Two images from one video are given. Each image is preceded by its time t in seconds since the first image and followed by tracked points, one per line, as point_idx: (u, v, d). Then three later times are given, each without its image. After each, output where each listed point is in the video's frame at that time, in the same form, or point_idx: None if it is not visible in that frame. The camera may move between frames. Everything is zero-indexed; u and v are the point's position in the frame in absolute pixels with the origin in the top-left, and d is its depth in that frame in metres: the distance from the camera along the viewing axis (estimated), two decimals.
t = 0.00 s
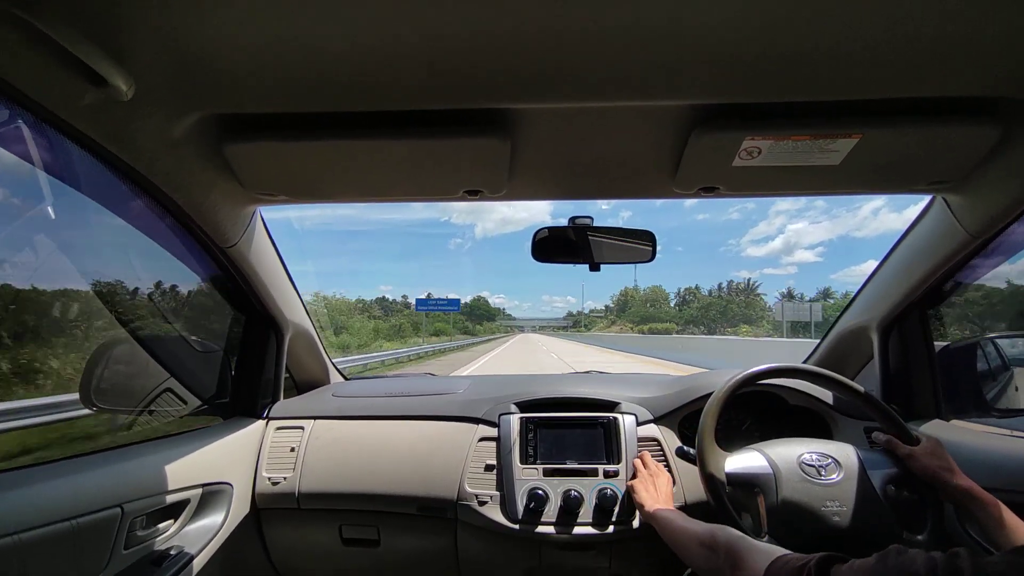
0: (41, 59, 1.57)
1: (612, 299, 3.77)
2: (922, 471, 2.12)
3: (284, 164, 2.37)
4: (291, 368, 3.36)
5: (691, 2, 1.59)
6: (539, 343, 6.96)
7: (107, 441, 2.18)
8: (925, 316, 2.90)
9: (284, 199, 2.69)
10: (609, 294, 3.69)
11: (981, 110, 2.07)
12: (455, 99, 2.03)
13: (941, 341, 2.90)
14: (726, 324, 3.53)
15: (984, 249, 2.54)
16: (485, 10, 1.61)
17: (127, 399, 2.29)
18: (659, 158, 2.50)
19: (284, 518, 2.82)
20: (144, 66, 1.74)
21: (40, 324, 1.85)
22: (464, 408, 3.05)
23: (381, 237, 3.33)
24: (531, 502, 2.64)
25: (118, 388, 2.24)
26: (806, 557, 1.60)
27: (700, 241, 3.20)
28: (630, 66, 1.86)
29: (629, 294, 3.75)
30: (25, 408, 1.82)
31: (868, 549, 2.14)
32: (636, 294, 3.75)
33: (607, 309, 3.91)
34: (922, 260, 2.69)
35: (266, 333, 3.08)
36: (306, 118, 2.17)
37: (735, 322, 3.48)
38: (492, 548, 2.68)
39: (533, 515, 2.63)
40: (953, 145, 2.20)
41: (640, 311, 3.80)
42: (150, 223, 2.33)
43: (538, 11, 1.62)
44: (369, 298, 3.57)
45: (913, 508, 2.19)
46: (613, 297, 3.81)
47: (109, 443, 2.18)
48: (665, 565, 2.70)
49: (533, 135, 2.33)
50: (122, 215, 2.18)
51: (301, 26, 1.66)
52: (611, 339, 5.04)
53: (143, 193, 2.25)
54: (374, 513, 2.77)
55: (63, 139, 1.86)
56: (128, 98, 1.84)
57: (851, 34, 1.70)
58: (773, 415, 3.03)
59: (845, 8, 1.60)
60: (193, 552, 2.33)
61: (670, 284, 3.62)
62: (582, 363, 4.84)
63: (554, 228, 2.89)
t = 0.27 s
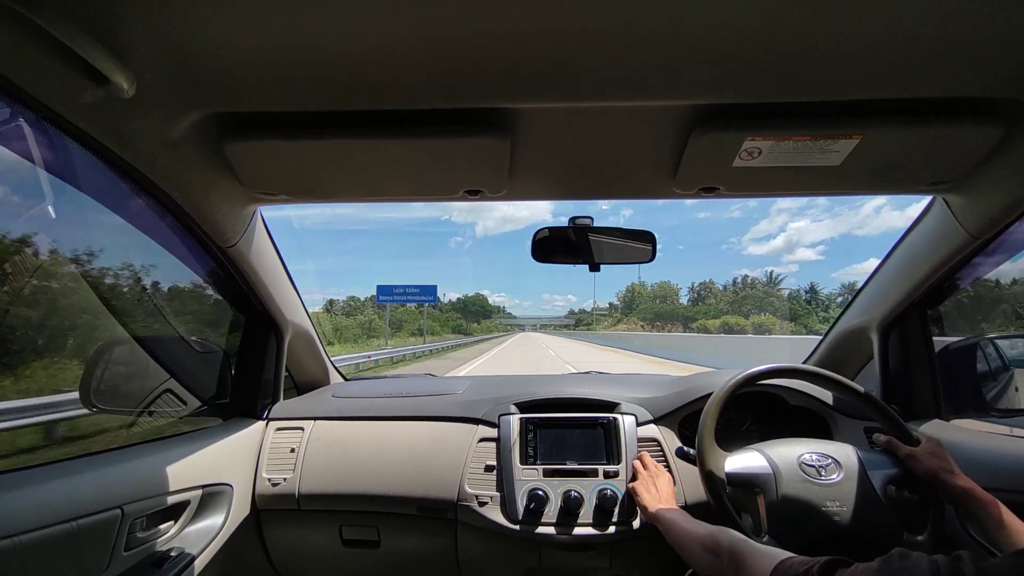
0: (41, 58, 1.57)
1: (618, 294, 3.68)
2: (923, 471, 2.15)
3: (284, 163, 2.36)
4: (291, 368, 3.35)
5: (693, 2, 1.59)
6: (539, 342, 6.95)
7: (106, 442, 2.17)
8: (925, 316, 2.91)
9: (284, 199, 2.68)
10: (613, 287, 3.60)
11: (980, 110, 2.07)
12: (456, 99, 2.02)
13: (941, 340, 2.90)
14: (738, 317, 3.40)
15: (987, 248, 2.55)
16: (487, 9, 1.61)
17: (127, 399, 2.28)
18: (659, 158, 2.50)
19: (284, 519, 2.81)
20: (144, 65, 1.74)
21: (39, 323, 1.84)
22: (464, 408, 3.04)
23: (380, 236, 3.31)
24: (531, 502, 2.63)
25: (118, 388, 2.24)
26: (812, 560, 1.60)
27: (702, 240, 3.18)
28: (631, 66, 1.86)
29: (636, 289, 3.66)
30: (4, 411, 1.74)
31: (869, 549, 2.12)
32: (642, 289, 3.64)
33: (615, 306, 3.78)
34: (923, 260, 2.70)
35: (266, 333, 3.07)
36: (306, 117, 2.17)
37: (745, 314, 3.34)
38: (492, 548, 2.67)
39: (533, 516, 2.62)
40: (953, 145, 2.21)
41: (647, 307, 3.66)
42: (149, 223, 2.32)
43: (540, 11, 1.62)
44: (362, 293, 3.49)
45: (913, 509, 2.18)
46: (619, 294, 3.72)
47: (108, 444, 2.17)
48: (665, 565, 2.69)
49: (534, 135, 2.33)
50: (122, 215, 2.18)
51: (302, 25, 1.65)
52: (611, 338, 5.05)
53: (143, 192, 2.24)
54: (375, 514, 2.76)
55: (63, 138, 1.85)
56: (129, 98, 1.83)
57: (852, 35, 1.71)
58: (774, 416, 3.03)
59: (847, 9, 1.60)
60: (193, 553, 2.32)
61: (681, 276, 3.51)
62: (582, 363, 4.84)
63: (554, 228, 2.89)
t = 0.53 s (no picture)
0: (43, 56, 1.56)
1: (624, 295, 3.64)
2: (925, 473, 2.16)
3: (286, 163, 2.36)
4: (292, 368, 3.35)
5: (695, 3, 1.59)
6: (539, 342, 6.96)
7: (106, 442, 2.16)
8: (926, 317, 2.91)
9: (285, 198, 2.68)
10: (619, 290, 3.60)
11: (982, 112, 2.07)
12: (458, 99, 2.02)
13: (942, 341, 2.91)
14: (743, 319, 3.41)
15: (988, 250, 2.54)
16: (489, 9, 1.61)
17: (128, 399, 2.28)
18: (660, 159, 2.50)
19: (284, 519, 2.81)
20: (146, 64, 1.73)
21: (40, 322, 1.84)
22: (464, 409, 3.04)
23: (379, 237, 3.27)
24: (531, 503, 2.63)
25: (119, 387, 2.23)
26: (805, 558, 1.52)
27: (703, 243, 3.20)
28: (633, 67, 1.86)
29: (644, 289, 3.64)
30: (12, 405, 1.76)
31: (870, 552, 2.11)
32: (651, 290, 3.65)
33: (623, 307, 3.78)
34: (924, 262, 2.70)
35: (266, 333, 3.07)
36: (308, 117, 2.16)
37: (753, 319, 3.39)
38: (493, 548, 2.67)
39: (533, 516, 2.62)
40: (954, 147, 2.20)
41: (654, 304, 3.70)
42: (150, 221, 2.32)
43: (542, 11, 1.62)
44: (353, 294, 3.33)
45: (914, 511, 2.18)
46: (626, 294, 3.71)
47: (108, 444, 2.16)
48: (665, 566, 2.70)
49: (535, 136, 2.33)
50: (123, 214, 2.17)
51: (304, 25, 1.65)
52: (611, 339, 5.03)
53: (144, 191, 2.24)
54: (375, 514, 2.76)
55: (64, 137, 1.85)
56: (130, 96, 1.83)
57: (855, 36, 1.70)
58: (774, 416, 3.03)
59: (849, 10, 1.60)
60: (193, 554, 2.32)
61: (695, 279, 3.52)
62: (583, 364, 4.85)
63: (555, 229, 2.89)
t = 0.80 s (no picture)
0: (41, 53, 1.55)
1: (628, 290, 3.59)
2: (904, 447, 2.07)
3: (284, 162, 2.35)
4: (290, 366, 3.35)
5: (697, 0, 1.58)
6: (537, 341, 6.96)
7: (104, 442, 2.15)
8: (925, 315, 2.92)
9: (283, 196, 2.67)
10: (621, 284, 3.51)
11: (982, 110, 2.07)
12: (458, 97, 2.02)
13: (939, 336, 2.91)
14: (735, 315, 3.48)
15: (986, 247, 2.54)
16: (490, 7, 1.60)
17: (126, 399, 2.27)
18: (660, 157, 2.50)
19: (284, 518, 2.81)
20: (144, 61, 1.72)
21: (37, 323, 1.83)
22: (463, 407, 3.04)
23: (377, 235, 3.27)
24: (531, 501, 2.63)
25: (117, 387, 2.22)
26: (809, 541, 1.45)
27: (699, 239, 3.18)
28: (634, 65, 1.86)
29: (649, 283, 3.55)
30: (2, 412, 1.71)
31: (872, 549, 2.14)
32: (657, 283, 3.57)
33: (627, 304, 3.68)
34: (922, 259, 2.70)
35: (265, 332, 3.07)
36: (306, 115, 2.15)
37: (748, 317, 3.44)
38: (493, 546, 2.67)
39: (533, 514, 2.62)
40: (954, 144, 2.20)
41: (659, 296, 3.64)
42: (148, 220, 2.31)
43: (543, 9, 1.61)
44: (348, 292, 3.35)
45: (914, 508, 2.19)
46: (630, 289, 3.62)
47: (106, 445, 2.15)
48: (665, 563, 2.70)
49: (534, 134, 2.32)
50: (118, 212, 2.16)
51: (304, 22, 1.64)
52: (608, 336, 5.04)
53: (140, 189, 2.22)
54: (375, 512, 2.76)
55: (62, 134, 1.83)
56: (128, 94, 1.82)
57: (855, 34, 1.70)
58: (773, 414, 3.03)
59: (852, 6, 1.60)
60: (193, 553, 2.31)
61: (711, 270, 3.39)
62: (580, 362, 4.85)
63: (553, 227, 2.89)
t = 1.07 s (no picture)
0: (44, 58, 1.57)
1: (639, 291, 3.67)
2: (890, 428, 2.05)
3: (285, 166, 2.36)
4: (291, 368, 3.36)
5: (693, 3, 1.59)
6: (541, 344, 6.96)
7: (106, 443, 2.17)
8: (926, 317, 2.91)
9: (285, 200, 2.68)
10: (631, 286, 3.61)
11: (982, 113, 2.07)
12: (457, 101, 2.03)
13: (943, 338, 2.88)
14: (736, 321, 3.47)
15: (987, 247, 2.53)
16: (487, 11, 1.61)
17: (128, 400, 2.29)
18: (659, 160, 2.50)
19: (285, 519, 2.82)
20: (145, 67, 1.74)
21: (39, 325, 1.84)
22: (464, 409, 3.04)
23: (378, 241, 3.28)
24: (531, 503, 2.64)
25: (119, 389, 2.24)
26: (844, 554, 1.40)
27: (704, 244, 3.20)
28: (632, 68, 1.86)
29: (662, 285, 3.60)
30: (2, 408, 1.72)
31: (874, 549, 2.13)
32: (670, 285, 3.59)
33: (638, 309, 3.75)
34: (922, 260, 2.70)
35: (267, 334, 3.09)
36: (306, 119, 2.17)
37: (753, 320, 3.43)
38: (493, 548, 2.68)
39: (533, 516, 2.63)
40: (954, 147, 2.20)
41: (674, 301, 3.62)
42: (153, 224, 2.33)
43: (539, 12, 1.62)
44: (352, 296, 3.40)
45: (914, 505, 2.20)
46: (641, 293, 3.70)
47: (107, 446, 2.17)
48: (665, 565, 2.70)
49: (534, 137, 2.33)
50: (126, 217, 2.19)
51: (303, 27, 1.66)
52: (611, 340, 5.06)
53: (145, 192, 2.25)
54: (375, 514, 2.77)
55: (66, 138, 1.86)
56: (131, 99, 1.84)
57: (851, 35, 1.70)
58: (773, 415, 3.03)
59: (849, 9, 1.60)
60: (193, 554, 2.33)
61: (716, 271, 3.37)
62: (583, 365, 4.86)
63: (554, 229, 2.89)
